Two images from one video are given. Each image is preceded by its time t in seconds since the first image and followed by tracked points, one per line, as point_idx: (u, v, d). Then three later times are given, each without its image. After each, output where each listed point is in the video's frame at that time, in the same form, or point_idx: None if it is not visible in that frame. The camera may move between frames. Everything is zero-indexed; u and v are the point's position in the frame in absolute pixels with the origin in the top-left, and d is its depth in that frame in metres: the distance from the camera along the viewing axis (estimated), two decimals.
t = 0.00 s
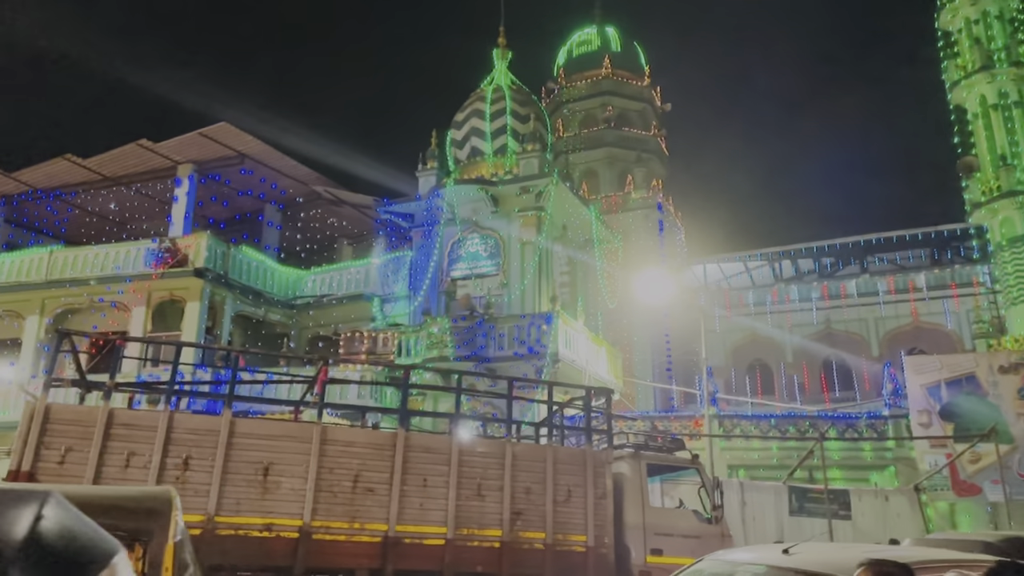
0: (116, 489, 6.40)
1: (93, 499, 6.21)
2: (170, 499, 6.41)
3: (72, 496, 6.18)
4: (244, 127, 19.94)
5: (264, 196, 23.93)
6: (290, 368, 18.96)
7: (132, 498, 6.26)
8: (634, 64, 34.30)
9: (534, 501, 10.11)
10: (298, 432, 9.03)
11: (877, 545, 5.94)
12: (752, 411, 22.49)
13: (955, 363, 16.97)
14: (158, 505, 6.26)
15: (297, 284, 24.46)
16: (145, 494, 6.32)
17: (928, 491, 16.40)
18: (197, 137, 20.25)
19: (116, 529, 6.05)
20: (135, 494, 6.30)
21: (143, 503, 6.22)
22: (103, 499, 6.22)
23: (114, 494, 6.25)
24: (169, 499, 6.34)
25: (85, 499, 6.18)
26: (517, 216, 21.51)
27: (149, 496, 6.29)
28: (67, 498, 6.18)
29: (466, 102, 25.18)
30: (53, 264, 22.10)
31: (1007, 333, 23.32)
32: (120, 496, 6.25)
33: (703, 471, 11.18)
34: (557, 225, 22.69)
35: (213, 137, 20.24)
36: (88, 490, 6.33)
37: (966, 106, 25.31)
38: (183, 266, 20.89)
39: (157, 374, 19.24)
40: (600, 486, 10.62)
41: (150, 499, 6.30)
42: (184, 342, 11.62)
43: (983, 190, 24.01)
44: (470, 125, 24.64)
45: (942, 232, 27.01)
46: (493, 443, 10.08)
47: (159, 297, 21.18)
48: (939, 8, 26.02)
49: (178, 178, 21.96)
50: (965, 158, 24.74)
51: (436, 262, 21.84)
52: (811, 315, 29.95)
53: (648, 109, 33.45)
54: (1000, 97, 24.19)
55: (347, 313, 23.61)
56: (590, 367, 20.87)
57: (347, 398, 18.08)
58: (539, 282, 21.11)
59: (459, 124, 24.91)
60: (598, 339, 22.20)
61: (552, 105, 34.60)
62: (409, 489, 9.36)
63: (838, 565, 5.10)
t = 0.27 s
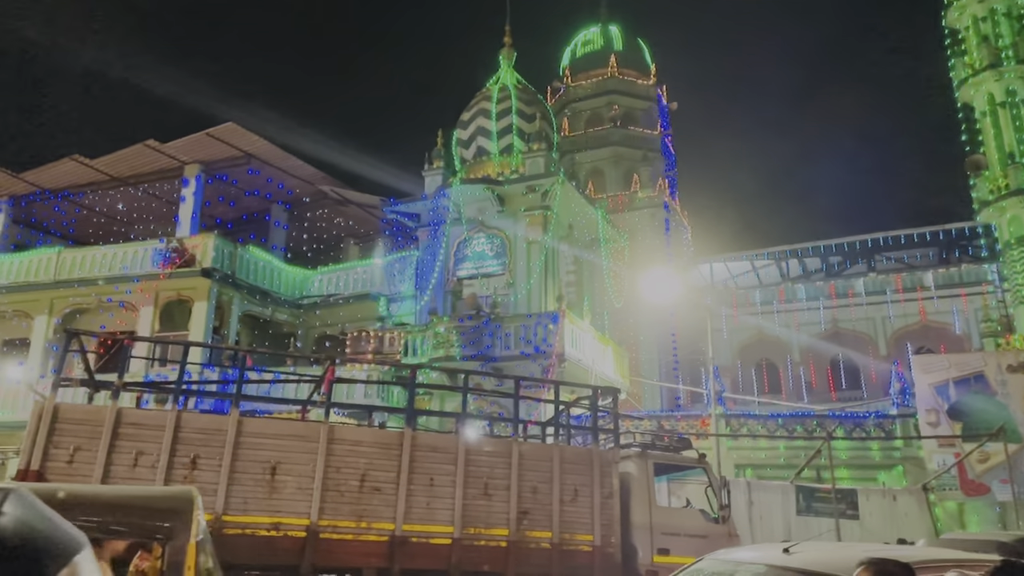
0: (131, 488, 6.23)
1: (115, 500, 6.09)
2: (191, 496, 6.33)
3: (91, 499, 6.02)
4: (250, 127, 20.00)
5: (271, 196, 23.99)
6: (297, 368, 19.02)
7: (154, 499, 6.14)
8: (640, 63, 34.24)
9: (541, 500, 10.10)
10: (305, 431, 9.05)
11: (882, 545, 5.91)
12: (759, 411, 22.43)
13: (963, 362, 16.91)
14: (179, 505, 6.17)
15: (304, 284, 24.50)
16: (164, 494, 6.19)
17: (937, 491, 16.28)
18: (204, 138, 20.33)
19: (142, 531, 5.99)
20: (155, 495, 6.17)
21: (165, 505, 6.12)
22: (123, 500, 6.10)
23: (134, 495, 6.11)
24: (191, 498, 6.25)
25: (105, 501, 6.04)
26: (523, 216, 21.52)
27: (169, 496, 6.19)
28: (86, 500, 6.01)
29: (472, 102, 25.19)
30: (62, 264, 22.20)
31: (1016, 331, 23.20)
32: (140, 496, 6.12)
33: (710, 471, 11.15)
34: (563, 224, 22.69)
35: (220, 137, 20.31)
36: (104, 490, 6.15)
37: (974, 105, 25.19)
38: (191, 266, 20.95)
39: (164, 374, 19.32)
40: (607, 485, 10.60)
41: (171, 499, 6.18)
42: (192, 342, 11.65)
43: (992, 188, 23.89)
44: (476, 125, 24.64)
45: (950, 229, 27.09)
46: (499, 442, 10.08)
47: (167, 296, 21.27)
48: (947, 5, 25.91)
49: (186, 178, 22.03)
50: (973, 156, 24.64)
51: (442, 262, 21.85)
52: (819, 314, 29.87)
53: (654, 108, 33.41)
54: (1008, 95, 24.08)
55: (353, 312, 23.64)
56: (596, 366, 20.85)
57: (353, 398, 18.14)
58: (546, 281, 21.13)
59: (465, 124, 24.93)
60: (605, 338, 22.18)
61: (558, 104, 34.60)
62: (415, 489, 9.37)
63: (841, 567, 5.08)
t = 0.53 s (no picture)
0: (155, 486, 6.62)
1: (139, 500, 6.48)
2: (211, 495, 6.57)
3: (117, 498, 6.46)
4: (257, 128, 20.07)
5: (277, 197, 24.05)
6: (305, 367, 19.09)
7: (174, 498, 6.47)
8: (646, 62, 34.18)
9: (547, 500, 10.10)
10: (313, 431, 9.07)
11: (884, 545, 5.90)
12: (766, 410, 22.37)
13: (973, 362, 16.84)
14: (198, 504, 6.46)
15: (310, 284, 24.54)
16: (186, 493, 6.52)
17: (945, 490, 16.19)
18: (211, 138, 20.40)
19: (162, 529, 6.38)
20: (175, 494, 6.50)
21: (183, 504, 6.43)
22: (147, 499, 6.48)
23: (156, 494, 6.49)
24: (208, 497, 6.50)
25: (130, 501, 6.44)
26: (529, 216, 21.54)
27: (190, 496, 6.48)
28: (113, 500, 6.45)
29: (478, 102, 25.19)
30: (70, 265, 22.30)
31: None
32: (162, 495, 6.49)
33: (717, 470, 11.13)
34: (570, 223, 22.67)
35: (227, 138, 20.39)
36: (132, 490, 6.58)
37: (982, 102, 25.06)
38: (198, 266, 21.02)
39: (172, 374, 19.39)
40: (614, 485, 10.60)
41: (190, 498, 6.49)
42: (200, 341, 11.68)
43: (1000, 187, 23.77)
44: (482, 125, 24.65)
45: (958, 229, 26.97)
46: (506, 442, 10.08)
47: (174, 297, 21.33)
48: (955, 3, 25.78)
49: (193, 179, 22.10)
50: (981, 155, 24.52)
51: (449, 262, 21.86)
52: (826, 313, 29.75)
53: (660, 107, 33.36)
54: (1017, 92, 23.95)
55: (360, 312, 23.67)
56: (603, 366, 20.84)
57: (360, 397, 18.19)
58: (552, 281, 21.12)
59: (471, 124, 24.93)
60: (611, 338, 22.14)
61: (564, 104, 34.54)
62: (422, 488, 9.39)
63: (841, 566, 5.08)
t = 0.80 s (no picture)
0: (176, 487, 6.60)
1: (162, 500, 6.47)
2: (233, 495, 6.58)
3: (141, 498, 6.44)
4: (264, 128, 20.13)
5: (284, 197, 24.11)
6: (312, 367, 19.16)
7: (196, 498, 6.48)
8: (652, 60, 34.12)
9: (554, 500, 10.09)
10: (321, 430, 9.09)
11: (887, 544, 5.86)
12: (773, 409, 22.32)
13: (982, 361, 16.79)
14: (221, 504, 6.46)
15: (317, 283, 24.59)
16: (208, 493, 6.52)
17: (954, 490, 16.16)
18: (219, 139, 20.46)
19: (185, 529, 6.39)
20: (196, 495, 6.50)
21: (205, 504, 6.44)
22: (170, 498, 6.47)
23: (178, 494, 6.49)
24: (229, 496, 6.52)
25: (154, 501, 6.44)
26: (536, 215, 21.55)
27: (211, 496, 6.49)
28: (137, 500, 6.43)
29: (484, 101, 25.19)
30: (79, 265, 22.41)
31: None
32: (185, 495, 6.49)
33: (725, 470, 11.11)
34: (576, 223, 22.66)
35: (234, 138, 20.45)
36: (155, 490, 6.56)
37: (991, 100, 24.91)
38: (206, 266, 21.10)
39: (180, 373, 19.47)
40: (621, 485, 10.58)
41: (211, 498, 6.50)
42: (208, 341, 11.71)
43: (1008, 185, 23.65)
44: (488, 124, 24.64)
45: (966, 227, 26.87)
46: (513, 441, 10.08)
47: (182, 297, 21.41)
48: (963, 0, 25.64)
49: (200, 179, 22.18)
50: (989, 153, 24.38)
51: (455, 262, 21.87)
52: (833, 312, 29.63)
53: (666, 106, 33.30)
54: None
55: (367, 312, 23.69)
56: (610, 365, 20.83)
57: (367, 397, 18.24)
58: (558, 280, 21.12)
59: (478, 123, 24.93)
60: (618, 337, 22.12)
61: (570, 103, 34.51)
62: (430, 487, 9.40)
63: (842, 566, 5.04)
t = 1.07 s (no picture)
0: (197, 487, 6.61)
1: (184, 500, 6.46)
2: (253, 495, 6.62)
3: (164, 498, 6.45)
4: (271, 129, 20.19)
5: (291, 197, 24.17)
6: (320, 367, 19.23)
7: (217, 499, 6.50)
8: (659, 59, 34.06)
9: (562, 500, 10.08)
10: (329, 430, 9.11)
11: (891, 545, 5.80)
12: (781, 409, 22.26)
13: (991, 360, 16.72)
14: (242, 505, 6.49)
15: (325, 284, 24.64)
16: (228, 493, 6.55)
17: (962, 489, 15.95)
18: (226, 140, 20.53)
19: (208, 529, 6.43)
20: (217, 495, 6.52)
21: (226, 504, 6.46)
22: (192, 498, 6.48)
23: (199, 495, 6.49)
24: (249, 497, 6.56)
25: (177, 501, 6.45)
26: (542, 215, 21.53)
27: (232, 496, 6.51)
28: (161, 500, 6.44)
29: (491, 101, 25.19)
30: (87, 266, 22.51)
31: None
32: (206, 495, 6.51)
33: (733, 470, 11.08)
34: (583, 222, 22.62)
35: (241, 139, 20.52)
36: (178, 490, 6.57)
37: (999, 98, 24.76)
38: (214, 267, 21.18)
39: (189, 373, 19.56)
40: (629, 484, 10.57)
41: (232, 498, 6.52)
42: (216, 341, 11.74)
43: (1017, 183, 23.50)
44: (495, 124, 24.63)
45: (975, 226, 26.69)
46: (520, 441, 10.08)
47: (191, 297, 21.50)
48: None
49: (208, 180, 22.26)
50: (998, 152, 24.23)
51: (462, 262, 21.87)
52: (842, 312, 29.35)
53: (673, 106, 33.24)
54: None
55: (374, 312, 23.72)
56: (617, 365, 20.81)
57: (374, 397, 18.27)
58: (565, 280, 21.10)
59: (484, 123, 24.93)
60: (625, 337, 22.08)
61: (577, 102, 34.49)
62: (437, 487, 9.41)
63: (842, 567, 5.00)
